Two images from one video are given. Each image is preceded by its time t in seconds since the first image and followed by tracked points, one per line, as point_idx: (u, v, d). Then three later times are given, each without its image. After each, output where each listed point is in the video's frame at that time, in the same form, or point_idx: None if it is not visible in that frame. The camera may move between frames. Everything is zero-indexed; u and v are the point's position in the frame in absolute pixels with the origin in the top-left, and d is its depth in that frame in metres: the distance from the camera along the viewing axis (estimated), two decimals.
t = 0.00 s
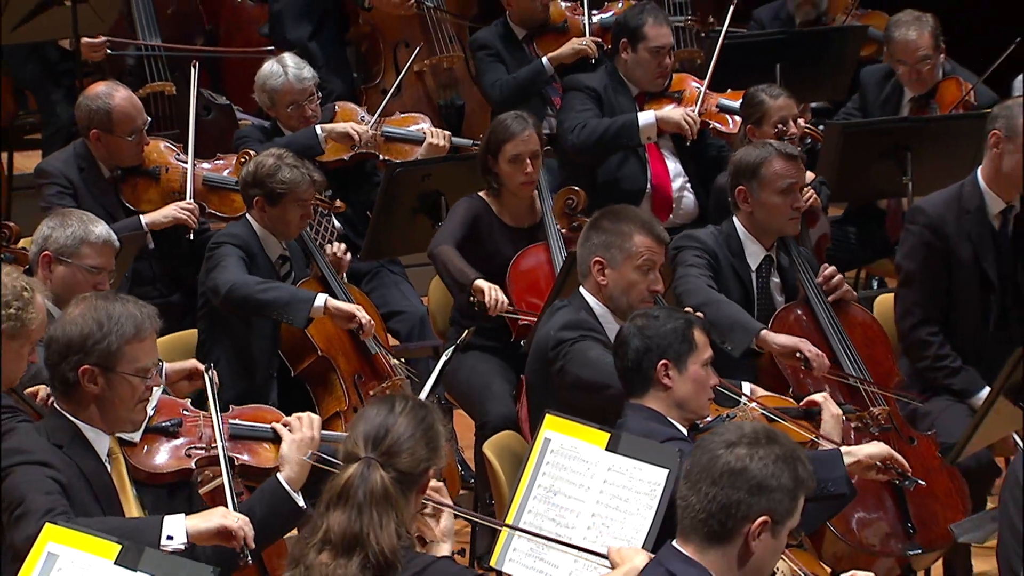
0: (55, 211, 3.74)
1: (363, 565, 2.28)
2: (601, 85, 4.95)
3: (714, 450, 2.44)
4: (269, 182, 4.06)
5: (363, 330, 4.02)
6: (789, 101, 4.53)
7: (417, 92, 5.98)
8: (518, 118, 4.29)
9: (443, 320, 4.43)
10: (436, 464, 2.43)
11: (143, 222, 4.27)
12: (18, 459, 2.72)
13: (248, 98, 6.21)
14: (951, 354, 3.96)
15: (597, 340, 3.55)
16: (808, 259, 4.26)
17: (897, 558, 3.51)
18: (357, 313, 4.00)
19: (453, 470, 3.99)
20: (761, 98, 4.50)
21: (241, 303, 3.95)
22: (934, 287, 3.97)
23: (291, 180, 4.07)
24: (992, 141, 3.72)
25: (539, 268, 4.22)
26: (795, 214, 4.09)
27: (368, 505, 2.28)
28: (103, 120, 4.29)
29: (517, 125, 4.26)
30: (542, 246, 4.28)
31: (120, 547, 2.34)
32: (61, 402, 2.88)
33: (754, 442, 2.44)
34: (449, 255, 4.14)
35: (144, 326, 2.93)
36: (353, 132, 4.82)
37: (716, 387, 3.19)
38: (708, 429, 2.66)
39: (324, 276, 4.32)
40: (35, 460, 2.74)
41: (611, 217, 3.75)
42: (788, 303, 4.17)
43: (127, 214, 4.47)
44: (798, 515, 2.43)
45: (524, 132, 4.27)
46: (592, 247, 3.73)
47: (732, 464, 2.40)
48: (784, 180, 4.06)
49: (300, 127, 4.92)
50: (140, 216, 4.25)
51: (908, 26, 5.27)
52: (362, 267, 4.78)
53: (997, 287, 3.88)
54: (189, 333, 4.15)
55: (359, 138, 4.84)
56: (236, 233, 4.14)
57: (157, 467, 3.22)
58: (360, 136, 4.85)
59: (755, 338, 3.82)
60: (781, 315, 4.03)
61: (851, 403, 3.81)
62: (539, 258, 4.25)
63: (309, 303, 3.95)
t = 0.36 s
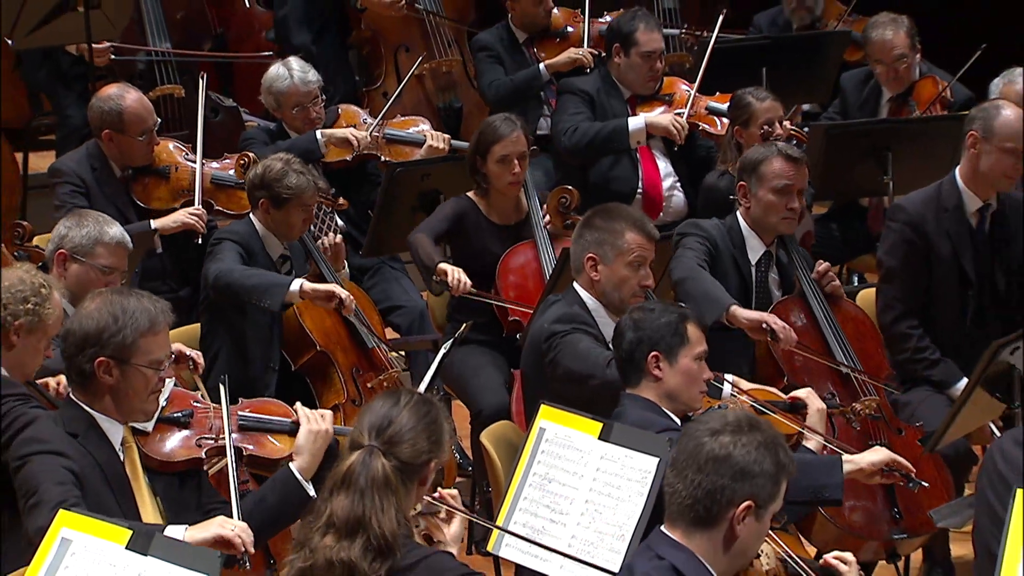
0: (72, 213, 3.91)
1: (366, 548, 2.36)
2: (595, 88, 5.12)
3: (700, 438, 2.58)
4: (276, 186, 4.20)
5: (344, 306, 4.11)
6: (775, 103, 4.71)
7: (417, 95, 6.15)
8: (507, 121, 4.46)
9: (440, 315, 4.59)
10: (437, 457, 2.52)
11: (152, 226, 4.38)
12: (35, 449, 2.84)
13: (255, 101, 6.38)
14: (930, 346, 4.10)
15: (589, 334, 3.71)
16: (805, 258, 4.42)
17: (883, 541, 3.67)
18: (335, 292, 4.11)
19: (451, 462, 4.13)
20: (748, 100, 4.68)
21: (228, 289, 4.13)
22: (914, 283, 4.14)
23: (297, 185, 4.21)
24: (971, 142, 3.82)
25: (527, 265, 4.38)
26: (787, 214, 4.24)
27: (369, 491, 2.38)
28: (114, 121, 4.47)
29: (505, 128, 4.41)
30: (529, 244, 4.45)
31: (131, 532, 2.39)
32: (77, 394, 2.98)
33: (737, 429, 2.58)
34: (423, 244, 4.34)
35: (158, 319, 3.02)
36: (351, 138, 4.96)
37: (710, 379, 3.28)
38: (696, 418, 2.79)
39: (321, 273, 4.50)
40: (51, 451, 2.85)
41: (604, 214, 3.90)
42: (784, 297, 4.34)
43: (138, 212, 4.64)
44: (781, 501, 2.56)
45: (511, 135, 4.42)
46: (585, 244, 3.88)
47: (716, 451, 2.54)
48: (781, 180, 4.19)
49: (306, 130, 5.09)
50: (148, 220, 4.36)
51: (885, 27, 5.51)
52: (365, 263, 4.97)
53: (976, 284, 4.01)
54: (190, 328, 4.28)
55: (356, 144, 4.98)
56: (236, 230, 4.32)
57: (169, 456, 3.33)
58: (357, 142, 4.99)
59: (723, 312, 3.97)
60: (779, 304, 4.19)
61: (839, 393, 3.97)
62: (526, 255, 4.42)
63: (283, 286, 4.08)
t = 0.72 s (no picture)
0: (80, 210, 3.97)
1: (363, 515, 2.43)
2: (590, 88, 5.20)
3: (692, 431, 2.56)
4: (272, 181, 4.26)
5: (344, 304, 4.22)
6: (767, 103, 4.80)
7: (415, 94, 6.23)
8: (499, 123, 4.52)
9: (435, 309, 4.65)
10: (433, 442, 2.59)
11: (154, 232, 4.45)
12: (47, 438, 2.87)
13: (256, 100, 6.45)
14: (919, 341, 4.15)
15: (585, 327, 3.79)
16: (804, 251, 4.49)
17: (878, 531, 3.73)
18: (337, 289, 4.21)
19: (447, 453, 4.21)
20: (740, 99, 4.78)
21: (238, 272, 4.18)
22: (901, 279, 4.21)
23: (293, 180, 4.28)
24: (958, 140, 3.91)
25: (518, 262, 4.47)
26: (792, 209, 4.29)
27: (367, 462, 2.45)
28: (118, 119, 4.55)
29: (496, 130, 4.48)
30: (519, 241, 4.54)
31: (134, 524, 2.47)
32: (88, 385, 3.05)
33: (728, 422, 2.57)
34: (410, 238, 4.45)
35: (169, 318, 3.11)
36: (345, 139, 5.04)
37: (708, 373, 3.22)
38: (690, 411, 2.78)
39: (320, 268, 4.59)
40: (63, 441, 2.88)
41: (599, 211, 3.97)
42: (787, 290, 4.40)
43: (142, 209, 4.71)
44: (772, 492, 2.55)
45: (501, 137, 4.48)
46: (579, 239, 3.95)
47: (708, 445, 2.52)
48: (784, 176, 4.24)
49: (307, 128, 5.16)
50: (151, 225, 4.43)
51: (869, 20, 5.60)
52: (363, 259, 5.07)
53: (963, 278, 4.14)
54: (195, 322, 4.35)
55: (350, 145, 5.05)
56: (239, 223, 4.37)
57: (175, 449, 3.36)
58: (351, 143, 5.06)
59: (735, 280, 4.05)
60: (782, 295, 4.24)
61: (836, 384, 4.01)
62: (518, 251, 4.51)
63: (286, 276, 4.17)
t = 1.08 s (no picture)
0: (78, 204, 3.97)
1: (356, 505, 2.43)
2: (587, 85, 5.20)
3: (689, 428, 2.55)
4: (266, 175, 4.27)
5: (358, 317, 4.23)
6: (762, 99, 4.83)
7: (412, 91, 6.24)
8: (505, 123, 4.51)
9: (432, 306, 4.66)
10: (418, 429, 2.58)
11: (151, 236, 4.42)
12: (49, 432, 2.88)
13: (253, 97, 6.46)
14: (916, 337, 4.15)
15: (587, 327, 3.78)
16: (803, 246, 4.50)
17: (876, 527, 3.74)
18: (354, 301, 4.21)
19: (443, 446, 4.25)
20: (737, 95, 4.79)
21: (250, 278, 4.18)
22: (897, 276, 4.22)
23: (287, 172, 4.27)
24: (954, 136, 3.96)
25: (517, 259, 4.48)
26: (791, 205, 4.30)
27: (358, 452, 2.44)
28: (113, 114, 4.55)
29: (500, 129, 4.47)
30: (517, 238, 4.54)
31: (131, 520, 2.46)
32: (93, 380, 3.00)
33: (726, 419, 2.56)
34: (425, 244, 4.39)
35: (175, 314, 3.03)
36: (334, 142, 5.03)
37: (709, 369, 3.21)
38: (689, 406, 2.77)
39: (319, 265, 4.58)
40: (65, 435, 2.88)
41: (597, 207, 3.97)
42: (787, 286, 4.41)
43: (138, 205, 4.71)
44: (770, 488, 2.55)
45: (504, 136, 4.47)
46: (576, 236, 3.95)
47: (705, 441, 2.51)
48: (784, 172, 4.24)
49: (304, 125, 5.16)
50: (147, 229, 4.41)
51: (865, 15, 5.70)
52: (360, 256, 5.07)
53: (959, 275, 4.14)
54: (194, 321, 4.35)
55: (340, 148, 5.04)
56: (238, 220, 4.36)
57: (181, 445, 3.38)
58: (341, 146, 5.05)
59: (761, 294, 4.03)
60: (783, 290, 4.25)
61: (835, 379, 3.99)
62: (516, 248, 4.52)
63: (304, 284, 4.15)
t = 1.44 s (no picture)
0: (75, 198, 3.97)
1: (342, 502, 2.42)
2: (584, 82, 5.20)
3: (690, 424, 2.55)
4: (263, 170, 4.27)
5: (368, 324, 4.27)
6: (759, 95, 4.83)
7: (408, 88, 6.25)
8: (511, 121, 4.50)
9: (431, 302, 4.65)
10: (405, 419, 2.55)
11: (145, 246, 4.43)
12: (56, 424, 2.87)
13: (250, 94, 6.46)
14: (913, 333, 4.15)
15: (587, 325, 3.78)
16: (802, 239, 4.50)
17: (873, 522, 3.74)
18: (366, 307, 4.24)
19: (440, 442, 4.25)
20: (733, 91, 4.79)
21: (258, 279, 4.18)
22: (894, 272, 4.22)
23: (283, 167, 4.27)
24: (951, 133, 4.02)
25: (518, 256, 4.48)
26: (788, 201, 4.30)
27: (342, 450, 2.42)
28: (110, 110, 4.55)
29: (504, 127, 4.46)
30: (518, 233, 4.54)
31: (129, 517, 2.46)
32: (98, 375, 2.97)
33: (727, 416, 2.55)
34: (438, 246, 4.40)
35: (180, 309, 3.02)
36: (327, 146, 5.02)
37: (714, 363, 3.22)
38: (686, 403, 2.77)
39: (316, 261, 4.57)
40: (72, 427, 2.86)
41: (595, 204, 3.96)
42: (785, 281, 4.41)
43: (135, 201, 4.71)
44: (770, 485, 2.54)
45: (510, 135, 4.46)
46: (575, 232, 3.94)
47: (706, 437, 2.51)
48: (781, 169, 4.24)
49: (299, 122, 5.16)
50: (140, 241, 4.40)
51: (865, 9, 5.66)
52: (356, 252, 5.07)
53: (956, 271, 4.16)
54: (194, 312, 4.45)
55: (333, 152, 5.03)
56: (237, 217, 4.35)
57: (186, 441, 3.38)
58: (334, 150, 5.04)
59: (779, 302, 4.02)
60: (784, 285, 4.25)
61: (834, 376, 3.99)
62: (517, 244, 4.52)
63: (318, 288, 4.17)
